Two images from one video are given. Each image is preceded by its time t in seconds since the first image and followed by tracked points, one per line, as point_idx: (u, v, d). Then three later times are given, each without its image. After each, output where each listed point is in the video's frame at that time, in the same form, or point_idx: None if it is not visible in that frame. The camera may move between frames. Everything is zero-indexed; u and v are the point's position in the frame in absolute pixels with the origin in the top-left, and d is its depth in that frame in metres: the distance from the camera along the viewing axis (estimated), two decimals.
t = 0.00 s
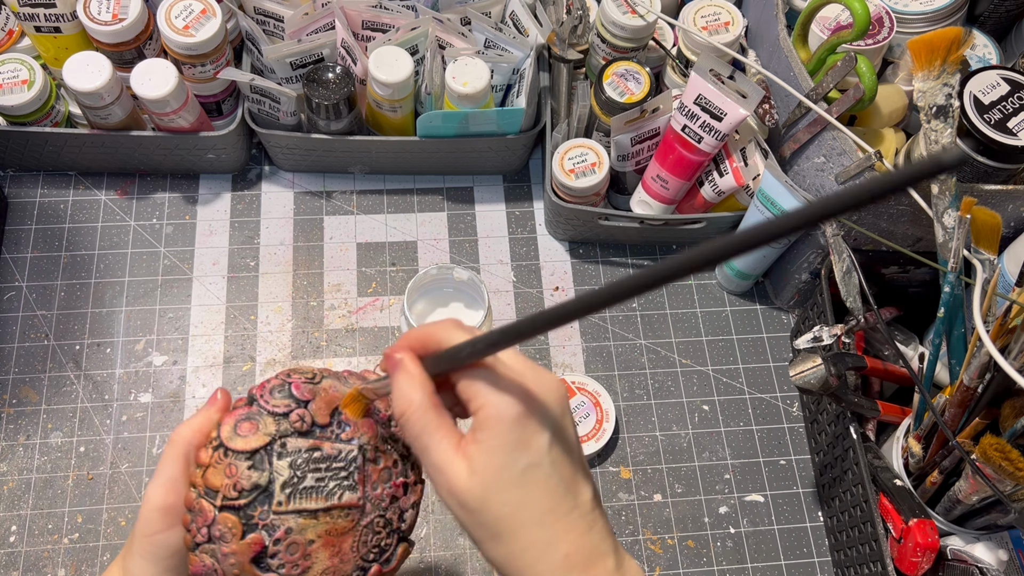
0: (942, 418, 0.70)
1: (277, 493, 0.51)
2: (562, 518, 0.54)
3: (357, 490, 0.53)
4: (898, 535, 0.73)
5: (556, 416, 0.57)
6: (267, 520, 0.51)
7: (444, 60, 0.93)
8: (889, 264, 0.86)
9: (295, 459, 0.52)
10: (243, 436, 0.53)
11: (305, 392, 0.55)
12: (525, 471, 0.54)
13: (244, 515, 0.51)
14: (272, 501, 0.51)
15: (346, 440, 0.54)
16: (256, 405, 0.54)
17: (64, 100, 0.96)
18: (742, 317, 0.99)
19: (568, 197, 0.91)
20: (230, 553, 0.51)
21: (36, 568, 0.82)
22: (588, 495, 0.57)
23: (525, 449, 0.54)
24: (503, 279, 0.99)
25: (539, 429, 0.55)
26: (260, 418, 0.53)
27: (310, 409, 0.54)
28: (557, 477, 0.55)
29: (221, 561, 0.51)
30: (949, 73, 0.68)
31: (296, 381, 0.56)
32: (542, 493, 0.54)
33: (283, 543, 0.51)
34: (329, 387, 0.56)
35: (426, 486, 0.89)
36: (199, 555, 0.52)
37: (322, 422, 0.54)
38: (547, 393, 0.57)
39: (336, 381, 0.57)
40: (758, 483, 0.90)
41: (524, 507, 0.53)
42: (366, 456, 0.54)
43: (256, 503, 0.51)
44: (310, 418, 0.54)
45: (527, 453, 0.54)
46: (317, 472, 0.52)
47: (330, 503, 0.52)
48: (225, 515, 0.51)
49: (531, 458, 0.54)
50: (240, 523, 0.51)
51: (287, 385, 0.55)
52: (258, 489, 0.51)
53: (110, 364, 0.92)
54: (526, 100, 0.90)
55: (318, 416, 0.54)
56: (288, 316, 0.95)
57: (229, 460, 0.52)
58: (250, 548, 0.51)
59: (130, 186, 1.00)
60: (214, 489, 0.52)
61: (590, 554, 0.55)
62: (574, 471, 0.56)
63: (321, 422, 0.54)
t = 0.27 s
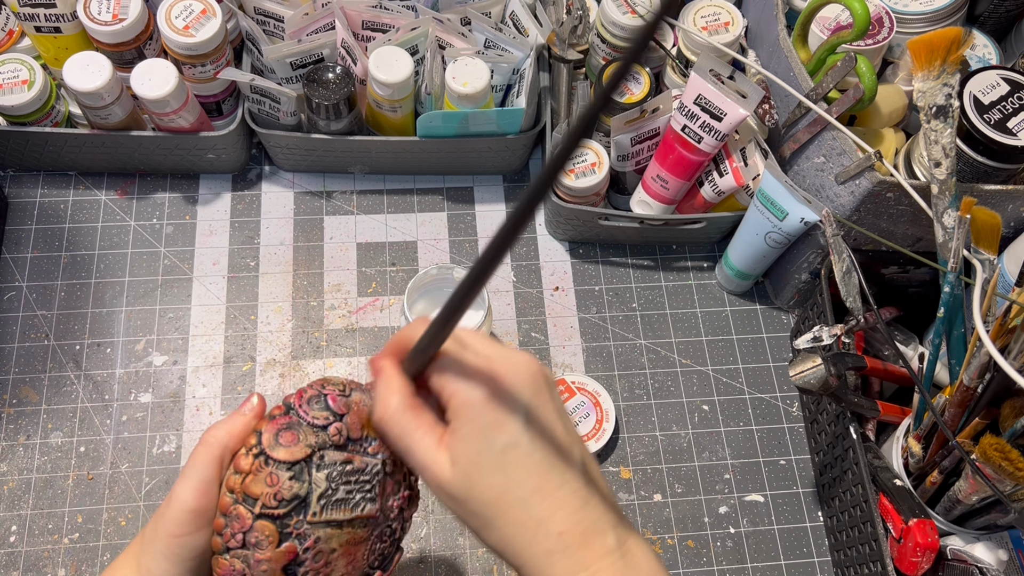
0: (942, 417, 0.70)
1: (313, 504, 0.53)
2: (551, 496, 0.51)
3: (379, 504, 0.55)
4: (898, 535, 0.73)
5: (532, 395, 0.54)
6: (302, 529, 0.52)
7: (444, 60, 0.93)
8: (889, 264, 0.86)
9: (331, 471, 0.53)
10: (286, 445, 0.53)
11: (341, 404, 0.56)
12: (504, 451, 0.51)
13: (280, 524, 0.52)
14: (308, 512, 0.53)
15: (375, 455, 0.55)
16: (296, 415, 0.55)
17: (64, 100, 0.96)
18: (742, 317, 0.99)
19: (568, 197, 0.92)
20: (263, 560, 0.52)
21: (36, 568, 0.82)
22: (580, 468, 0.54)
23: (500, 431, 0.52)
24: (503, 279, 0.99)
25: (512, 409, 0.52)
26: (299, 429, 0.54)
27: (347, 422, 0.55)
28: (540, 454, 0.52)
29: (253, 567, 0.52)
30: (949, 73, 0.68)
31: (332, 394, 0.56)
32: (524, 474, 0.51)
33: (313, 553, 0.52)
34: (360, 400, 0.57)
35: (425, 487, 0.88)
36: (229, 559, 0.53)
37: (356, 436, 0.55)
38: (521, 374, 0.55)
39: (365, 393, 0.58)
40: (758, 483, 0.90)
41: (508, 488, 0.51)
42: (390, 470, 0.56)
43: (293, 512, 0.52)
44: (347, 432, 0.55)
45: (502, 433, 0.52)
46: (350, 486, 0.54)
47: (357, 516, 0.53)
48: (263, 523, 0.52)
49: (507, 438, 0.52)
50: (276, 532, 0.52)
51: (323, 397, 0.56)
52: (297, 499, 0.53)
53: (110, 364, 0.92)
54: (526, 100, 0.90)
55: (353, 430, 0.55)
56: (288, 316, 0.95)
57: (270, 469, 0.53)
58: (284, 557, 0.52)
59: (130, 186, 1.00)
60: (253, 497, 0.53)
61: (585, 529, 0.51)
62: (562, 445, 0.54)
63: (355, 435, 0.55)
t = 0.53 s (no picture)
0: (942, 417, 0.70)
1: (314, 505, 0.53)
2: (539, 506, 0.51)
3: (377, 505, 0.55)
4: (898, 535, 0.73)
5: (521, 405, 0.54)
6: (303, 530, 0.53)
7: (444, 60, 0.93)
8: (889, 264, 0.86)
9: (332, 473, 0.54)
10: (288, 446, 0.54)
11: (341, 407, 0.57)
12: (491, 461, 0.51)
13: (281, 524, 0.53)
14: (309, 512, 0.53)
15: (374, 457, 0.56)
16: (297, 416, 0.56)
17: (64, 100, 0.96)
18: (742, 317, 0.99)
19: (568, 197, 0.92)
20: (264, 560, 0.53)
21: (36, 568, 0.82)
22: (569, 478, 0.53)
23: (487, 440, 0.52)
24: (503, 279, 0.99)
25: (499, 418, 0.52)
26: (301, 430, 0.55)
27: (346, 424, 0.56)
28: (528, 464, 0.52)
29: (254, 567, 0.53)
30: (949, 73, 0.68)
31: (333, 396, 0.57)
32: (512, 483, 0.51)
33: (313, 554, 0.53)
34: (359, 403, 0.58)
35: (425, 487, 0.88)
36: (230, 558, 0.53)
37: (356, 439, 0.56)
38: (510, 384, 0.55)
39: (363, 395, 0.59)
40: (758, 483, 0.90)
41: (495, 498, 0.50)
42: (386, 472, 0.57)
43: (294, 513, 0.53)
44: (348, 434, 0.56)
45: (489, 442, 0.51)
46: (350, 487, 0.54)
47: (356, 517, 0.54)
48: (264, 523, 0.53)
49: (494, 447, 0.51)
50: (278, 532, 0.53)
51: (324, 399, 0.57)
52: (299, 500, 0.53)
53: (110, 364, 0.92)
54: (526, 100, 0.90)
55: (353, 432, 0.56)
56: (288, 316, 0.95)
57: (273, 470, 0.53)
58: (285, 557, 0.53)
59: (130, 186, 1.00)
60: (255, 497, 0.53)
61: (574, 540, 0.51)
62: (551, 455, 0.53)
63: (355, 438, 0.56)
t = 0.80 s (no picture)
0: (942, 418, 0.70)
1: (298, 500, 0.52)
2: (544, 531, 0.54)
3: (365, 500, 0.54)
4: (898, 536, 0.73)
5: (529, 431, 0.57)
6: (286, 525, 0.51)
7: (444, 60, 0.93)
8: (889, 264, 0.86)
9: (315, 467, 0.53)
10: (269, 441, 0.53)
11: (324, 401, 0.56)
12: (503, 486, 0.54)
13: (264, 520, 0.51)
14: (292, 508, 0.52)
15: (360, 451, 0.55)
16: (279, 411, 0.55)
17: (64, 100, 0.96)
18: (742, 317, 0.99)
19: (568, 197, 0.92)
20: (247, 557, 0.51)
21: (35, 568, 0.82)
22: (572, 505, 0.56)
23: (498, 465, 0.54)
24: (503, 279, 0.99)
25: (510, 442, 0.55)
26: (283, 425, 0.54)
27: (330, 419, 0.55)
28: (535, 489, 0.55)
29: (237, 564, 0.52)
30: (949, 73, 0.68)
31: (315, 391, 0.56)
32: (520, 507, 0.54)
33: (298, 550, 0.51)
34: (344, 397, 0.57)
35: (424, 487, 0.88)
36: (214, 556, 0.52)
37: (340, 433, 0.55)
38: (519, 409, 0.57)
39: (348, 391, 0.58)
40: (758, 483, 0.90)
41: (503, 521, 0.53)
42: (374, 467, 0.56)
43: (277, 509, 0.52)
44: (331, 428, 0.55)
45: (500, 467, 0.54)
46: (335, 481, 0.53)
47: (342, 512, 0.53)
48: (246, 519, 0.51)
49: (504, 472, 0.54)
50: (261, 528, 0.51)
51: (307, 394, 0.56)
52: (280, 495, 0.52)
53: (110, 364, 0.92)
54: (526, 100, 0.90)
55: (337, 427, 0.55)
56: (288, 316, 0.95)
57: (254, 465, 0.52)
58: (268, 553, 0.51)
59: (130, 186, 1.00)
60: (237, 493, 0.52)
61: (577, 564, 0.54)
62: (556, 483, 0.57)
63: (339, 432, 0.55)
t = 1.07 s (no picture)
0: (942, 417, 0.70)
1: (259, 485, 0.51)
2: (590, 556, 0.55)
3: (340, 487, 0.53)
4: (898, 536, 0.73)
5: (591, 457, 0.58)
6: (248, 511, 0.51)
7: (444, 60, 0.93)
8: (889, 264, 0.86)
9: (278, 452, 0.52)
10: (227, 426, 0.53)
11: (291, 386, 0.55)
12: (565, 507, 0.54)
13: (224, 506, 0.51)
14: (254, 493, 0.51)
15: (330, 437, 0.54)
16: (242, 397, 0.54)
17: (64, 100, 0.96)
18: (742, 317, 0.99)
19: (568, 197, 0.92)
20: (209, 544, 0.51)
21: (36, 568, 0.82)
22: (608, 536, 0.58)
23: (565, 484, 0.55)
24: (504, 279, 0.99)
25: (580, 466, 0.56)
26: (244, 410, 0.54)
27: (296, 404, 0.54)
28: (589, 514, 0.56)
29: (201, 553, 0.51)
30: (949, 73, 0.68)
31: (282, 376, 0.56)
32: (576, 529, 0.55)
33: (263, 537, 0.51)
34: (316, 383, 0.56)
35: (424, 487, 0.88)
36: (178, 545, 0.52)
37: (307, 418, 0.54)
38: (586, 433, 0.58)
39: (323, 378, 0.57)
40: (758, 483, 0.90)
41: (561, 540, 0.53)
42: (349, 454, 0.54)
43: (237, 494, 0.51)
44: (296, 412, 0.54)
45: (568, 488, 0.55)
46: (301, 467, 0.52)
47: (312, 499, 0.52)
48: (206, 505, 0.51)
49: (571, 493, 0.55)
50: (220, 514, 0.51)
51: (274, 379, 0.55)
52: (240, 479, 0.51)
53: (110, 364, 0.92)
54: (526, 100, 0.91)
55: (303, 411, 0.54)
56: (288, 316, 0.95)
57: (212, 450, 0.52)
58: (229, 540, 0.51)
59: (130, 186, 1.00)
60: (196, 480, 0.52)
61: None
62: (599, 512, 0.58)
63: (306, 417, 0.54)
